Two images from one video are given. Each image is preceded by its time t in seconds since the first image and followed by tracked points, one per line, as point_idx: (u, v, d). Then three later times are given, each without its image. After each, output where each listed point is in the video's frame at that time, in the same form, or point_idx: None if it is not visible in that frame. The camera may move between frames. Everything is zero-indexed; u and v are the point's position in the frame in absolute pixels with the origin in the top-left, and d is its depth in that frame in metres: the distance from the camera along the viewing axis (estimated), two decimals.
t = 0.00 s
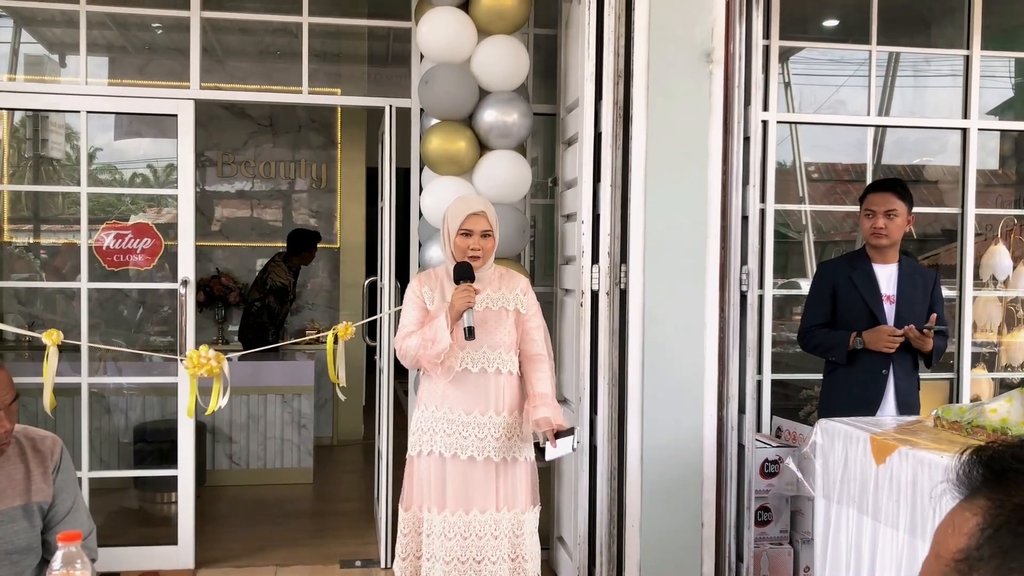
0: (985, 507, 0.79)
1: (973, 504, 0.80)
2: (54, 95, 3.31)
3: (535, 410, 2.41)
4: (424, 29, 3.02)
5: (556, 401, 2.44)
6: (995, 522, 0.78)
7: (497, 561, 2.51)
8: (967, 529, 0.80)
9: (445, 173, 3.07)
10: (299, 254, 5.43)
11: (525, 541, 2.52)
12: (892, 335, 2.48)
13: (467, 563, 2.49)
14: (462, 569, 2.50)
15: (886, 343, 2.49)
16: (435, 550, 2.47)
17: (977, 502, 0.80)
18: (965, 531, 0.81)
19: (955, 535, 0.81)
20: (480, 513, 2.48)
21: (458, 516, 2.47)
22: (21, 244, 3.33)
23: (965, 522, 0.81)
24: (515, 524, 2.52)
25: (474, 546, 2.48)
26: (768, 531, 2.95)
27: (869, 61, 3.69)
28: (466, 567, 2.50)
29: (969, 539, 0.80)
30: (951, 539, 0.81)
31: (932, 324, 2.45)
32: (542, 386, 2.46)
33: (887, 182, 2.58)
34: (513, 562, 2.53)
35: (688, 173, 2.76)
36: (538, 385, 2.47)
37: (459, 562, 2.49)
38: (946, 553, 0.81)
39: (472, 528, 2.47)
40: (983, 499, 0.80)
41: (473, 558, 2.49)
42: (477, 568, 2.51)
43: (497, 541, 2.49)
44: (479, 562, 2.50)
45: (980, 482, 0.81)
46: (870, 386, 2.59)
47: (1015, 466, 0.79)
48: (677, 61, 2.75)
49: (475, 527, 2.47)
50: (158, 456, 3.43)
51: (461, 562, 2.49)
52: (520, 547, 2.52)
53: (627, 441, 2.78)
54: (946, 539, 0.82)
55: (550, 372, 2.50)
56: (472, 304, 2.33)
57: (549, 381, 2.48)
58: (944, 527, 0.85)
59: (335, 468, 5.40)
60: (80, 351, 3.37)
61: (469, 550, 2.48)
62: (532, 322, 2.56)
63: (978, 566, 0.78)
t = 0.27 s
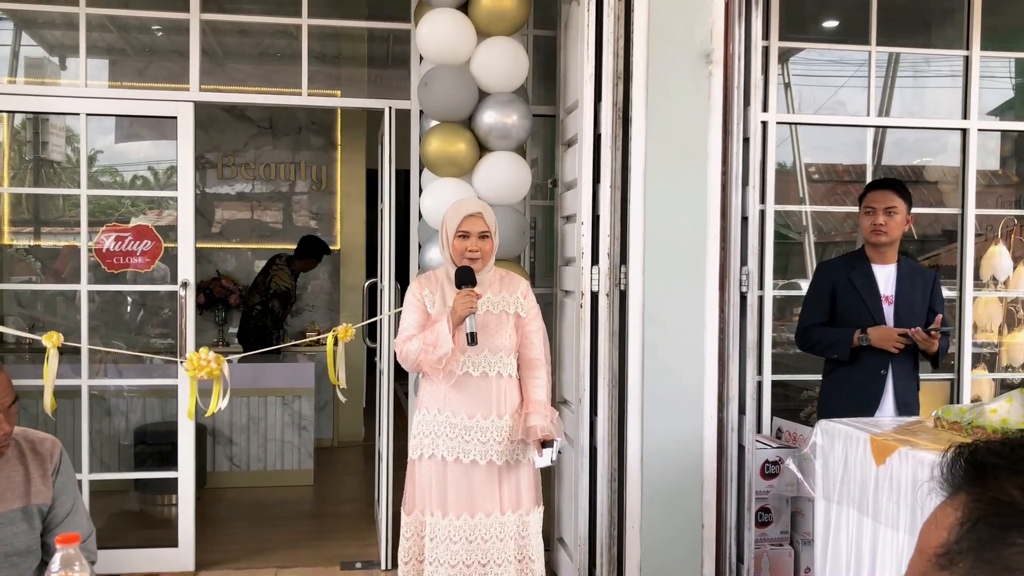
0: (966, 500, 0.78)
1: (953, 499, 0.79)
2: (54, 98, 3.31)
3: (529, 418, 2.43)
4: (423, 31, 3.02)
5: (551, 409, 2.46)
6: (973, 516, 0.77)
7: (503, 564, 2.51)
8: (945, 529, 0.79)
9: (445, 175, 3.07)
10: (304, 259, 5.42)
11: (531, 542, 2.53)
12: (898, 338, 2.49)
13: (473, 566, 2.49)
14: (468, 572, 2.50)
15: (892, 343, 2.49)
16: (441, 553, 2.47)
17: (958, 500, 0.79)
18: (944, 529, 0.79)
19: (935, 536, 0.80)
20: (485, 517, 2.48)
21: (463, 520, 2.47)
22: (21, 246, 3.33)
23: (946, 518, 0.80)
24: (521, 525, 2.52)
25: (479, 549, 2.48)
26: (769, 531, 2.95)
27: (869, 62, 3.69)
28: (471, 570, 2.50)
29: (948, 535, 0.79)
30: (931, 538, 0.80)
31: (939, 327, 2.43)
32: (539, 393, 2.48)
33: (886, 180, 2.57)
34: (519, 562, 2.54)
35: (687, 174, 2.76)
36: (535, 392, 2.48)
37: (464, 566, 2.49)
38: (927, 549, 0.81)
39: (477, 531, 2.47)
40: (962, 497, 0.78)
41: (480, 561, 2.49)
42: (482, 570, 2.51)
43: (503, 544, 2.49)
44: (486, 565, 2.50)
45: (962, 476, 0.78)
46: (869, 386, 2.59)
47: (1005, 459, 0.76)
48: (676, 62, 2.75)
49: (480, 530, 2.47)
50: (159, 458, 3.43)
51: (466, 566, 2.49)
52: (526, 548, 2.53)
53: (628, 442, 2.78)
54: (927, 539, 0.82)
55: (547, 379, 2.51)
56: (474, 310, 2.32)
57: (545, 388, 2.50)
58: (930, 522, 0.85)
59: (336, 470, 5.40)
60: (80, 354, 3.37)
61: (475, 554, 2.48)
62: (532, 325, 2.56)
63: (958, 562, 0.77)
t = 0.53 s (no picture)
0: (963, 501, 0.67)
1: (947, 498, 0.68)
2: (55, 101, 3.32)
3: (525, 408, 2.42)
4: (423, 33, 3.02)
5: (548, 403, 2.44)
6: (966, 517, 0.65)
7: (498, 564, 2.52)
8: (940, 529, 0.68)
9: (445, 178, 3.08)
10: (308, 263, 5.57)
11: (526, 544, 2.53)
12: (897, 335, 2.46)
13: (468, 565, 2.50)
14: (463, 571, 2.51)
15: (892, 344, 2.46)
16: (437, 552, 2.48)
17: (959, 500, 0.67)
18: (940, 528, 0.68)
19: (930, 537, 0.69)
20: (481, 516, 2.48)
21: (460, 519, 2.47)
22: (21, 249, 3.33)
23: (940, 520, 0.69)
24: (517, 528, 2.52)
25: (475, 549, 2.48)
26: (769, 533, 2.95)
27: (868, 64, 3.69)
28: (466, 569, 2.51)
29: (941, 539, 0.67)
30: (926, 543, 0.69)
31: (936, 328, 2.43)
32: (537, 388, 2.46)
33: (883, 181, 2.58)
34: (514, 565, 2.54)
35: (687, 175, 2.76)
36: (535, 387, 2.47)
37: (460, 564, 2.50)
38: (923, 550, 0.71)
39: (473, 530, 2.48)
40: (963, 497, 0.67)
41: (475, 560, 2.49)
42: (477, 570, 2.51)
43: (498, 544, 2.49)
44: (481, 565, 2.51)
45: (956, 476, 0.68)
46: (868, 387, 2.59)
47: (1003, 461, 0.67)
48: (675, 64, 2.75)
49: (477, 529, 2.48)
50: (159, 460, 3.43)
51: (462, 564, 2.50)
52: (522, 551, 2.53)
53: (628, 444, 2.78)
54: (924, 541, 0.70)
55: (547, 376, 2.50)
56: (475, 306, 2.31)
57: (545, 385, 2.48)
58: (927, 525, 0.74)
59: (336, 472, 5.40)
60: (80, 356, 3.37)
61: (470, 553, 2.48)
62: (533, 327, 2.56)
63: (950, 564, 0.64)
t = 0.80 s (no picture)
0: (962, 501, 0.68)
1: (947, 500, 0.69)
2: (54, 104, 3.32)
3: (524, 407, 2.42)
4: (422, 36, 3.02)
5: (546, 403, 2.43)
6: (964, 519, 0.67)
7: (490, 568, 2.50)
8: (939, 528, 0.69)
9: (444, 181, 3.07)
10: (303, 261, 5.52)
11: (519, 548, 2.52)
12: (886, 347, 2.48)
13: (463, 568, 2.49)
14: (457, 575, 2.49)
15: (881, 355, 2.48)
16: (432, 554, 2.47)
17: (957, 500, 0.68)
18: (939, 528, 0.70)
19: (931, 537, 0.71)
20: (476, 518, 2.48)
21: (455, 521, 2.47)
22: (21, 252, 3.34)
23: (940, 520, 0.71)
24: (509, 531, 2.51)
25: (469, 552, 2.47)
26: (769, 535, 2.94)
27: (867, 66, 3.70)
28: (461, 572, 2.49)
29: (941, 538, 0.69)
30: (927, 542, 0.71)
31: (933, 330, 2.41)
32: (535, 387, 2.45)
33: (879, 183, 2.58)
34: (506, 568, 2.53)
35: (687, 176, 2.76)
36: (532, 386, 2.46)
37: (454, 567, 2.48)
38: (923, 551, 0.73)
39: (468, 533, 2.47)
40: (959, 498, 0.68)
41: (469, 563, 2.48)
42: (472, 573, 2.50)
43: (492, 547, 2.48)
44: (474, 568, 2.50)
45: (955, 477, 0.68)
46: (865, 388, 2.59)
47: (1002, 463, 0.66)
48: (674, 65, 2.76)
49: (472, 531, 2.48)
50: (159, 463, 3.43)
51: (456, 567, 2.48)
52: (514, 554, 2.52)
53: (627, 445, 2.78)
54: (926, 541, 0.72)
55: (546, 377, 2.50)
56: (475, 306, 2.32)
57: (544, 385, 2.48)
58: (929, 524, 0.75)
59: (336, 475, 5.40)
60: (80, 359, 3.37)
61: (465, 555, 2.48)
62: (532, 328, 2.56)
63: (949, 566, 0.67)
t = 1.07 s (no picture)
0: (957, 506, 0.95)
1: (946, 505, 0.96)
2: (54, 107, 3.32)
3: (533, 417, 2.41)
4: (421, 38, 3.03)
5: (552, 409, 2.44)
6: (962, 519, 0.92)
7: (496, 570, 2.49)
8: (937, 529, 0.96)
9: (444, 182, 3.07)
10: (292, 256, 5.47)
11: (523, 549, 2.51)
12: (886, 344, 2.50)
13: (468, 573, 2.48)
14: None
15: (883, 355, 2.51)
16: (437, 559, 2.46)
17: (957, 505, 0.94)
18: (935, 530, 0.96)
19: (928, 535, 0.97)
20: (480, 522, 2.47)
21: (458, 525, 2.46)
22: (22, 255, 3.34)
23: (940, 520, 0.97)
24: (512, 532, 2.50)
25: (474, 555, 2.46)
26: (770, 536, 2.94)
27: (867, 67, 3.70)
28: None
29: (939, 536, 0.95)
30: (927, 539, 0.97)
31: (927, 331, 2.40)
32: (539, 392, 2.46)
33: (876, 183, 2.58)
34: (511, 569, 2.52)
35: (687, 178, 2.76)
36: (537, 392, 2.47)
37: (459, 572, 2.47)
38: (925, 548, 0.98)
39: (472, 537, 2.46)
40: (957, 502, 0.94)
41: (474, 567, 2.47)
42: None
43: (496, 549, 2.48)
44: (480, 572, 2.49)
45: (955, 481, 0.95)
46: (866, 387, 2.59)
47: (1000, 465, 0.91)
48: (674, 67, 2.76)
49: (475, 535, 2.47)
50: (160, 466, 3.43)
51: (461, 572, 2.47)
52: (518, 555, 2.51)
53: (627, 447, 2.78)
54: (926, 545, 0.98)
55: (547, 379, 2.51)
56: (477, 313, 2.33)
57: (546, 388, 2.48)
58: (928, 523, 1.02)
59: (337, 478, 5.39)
60: (80, 362, 3.37)
61: (470, 560, 2.46)
62: (530, 328, 2.56)
63: (946, 565, 0.93)
